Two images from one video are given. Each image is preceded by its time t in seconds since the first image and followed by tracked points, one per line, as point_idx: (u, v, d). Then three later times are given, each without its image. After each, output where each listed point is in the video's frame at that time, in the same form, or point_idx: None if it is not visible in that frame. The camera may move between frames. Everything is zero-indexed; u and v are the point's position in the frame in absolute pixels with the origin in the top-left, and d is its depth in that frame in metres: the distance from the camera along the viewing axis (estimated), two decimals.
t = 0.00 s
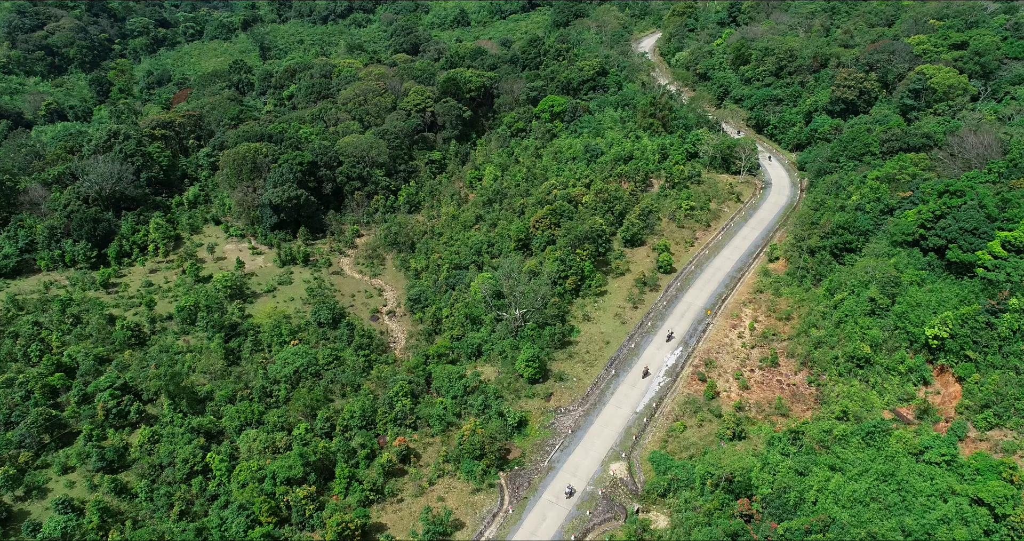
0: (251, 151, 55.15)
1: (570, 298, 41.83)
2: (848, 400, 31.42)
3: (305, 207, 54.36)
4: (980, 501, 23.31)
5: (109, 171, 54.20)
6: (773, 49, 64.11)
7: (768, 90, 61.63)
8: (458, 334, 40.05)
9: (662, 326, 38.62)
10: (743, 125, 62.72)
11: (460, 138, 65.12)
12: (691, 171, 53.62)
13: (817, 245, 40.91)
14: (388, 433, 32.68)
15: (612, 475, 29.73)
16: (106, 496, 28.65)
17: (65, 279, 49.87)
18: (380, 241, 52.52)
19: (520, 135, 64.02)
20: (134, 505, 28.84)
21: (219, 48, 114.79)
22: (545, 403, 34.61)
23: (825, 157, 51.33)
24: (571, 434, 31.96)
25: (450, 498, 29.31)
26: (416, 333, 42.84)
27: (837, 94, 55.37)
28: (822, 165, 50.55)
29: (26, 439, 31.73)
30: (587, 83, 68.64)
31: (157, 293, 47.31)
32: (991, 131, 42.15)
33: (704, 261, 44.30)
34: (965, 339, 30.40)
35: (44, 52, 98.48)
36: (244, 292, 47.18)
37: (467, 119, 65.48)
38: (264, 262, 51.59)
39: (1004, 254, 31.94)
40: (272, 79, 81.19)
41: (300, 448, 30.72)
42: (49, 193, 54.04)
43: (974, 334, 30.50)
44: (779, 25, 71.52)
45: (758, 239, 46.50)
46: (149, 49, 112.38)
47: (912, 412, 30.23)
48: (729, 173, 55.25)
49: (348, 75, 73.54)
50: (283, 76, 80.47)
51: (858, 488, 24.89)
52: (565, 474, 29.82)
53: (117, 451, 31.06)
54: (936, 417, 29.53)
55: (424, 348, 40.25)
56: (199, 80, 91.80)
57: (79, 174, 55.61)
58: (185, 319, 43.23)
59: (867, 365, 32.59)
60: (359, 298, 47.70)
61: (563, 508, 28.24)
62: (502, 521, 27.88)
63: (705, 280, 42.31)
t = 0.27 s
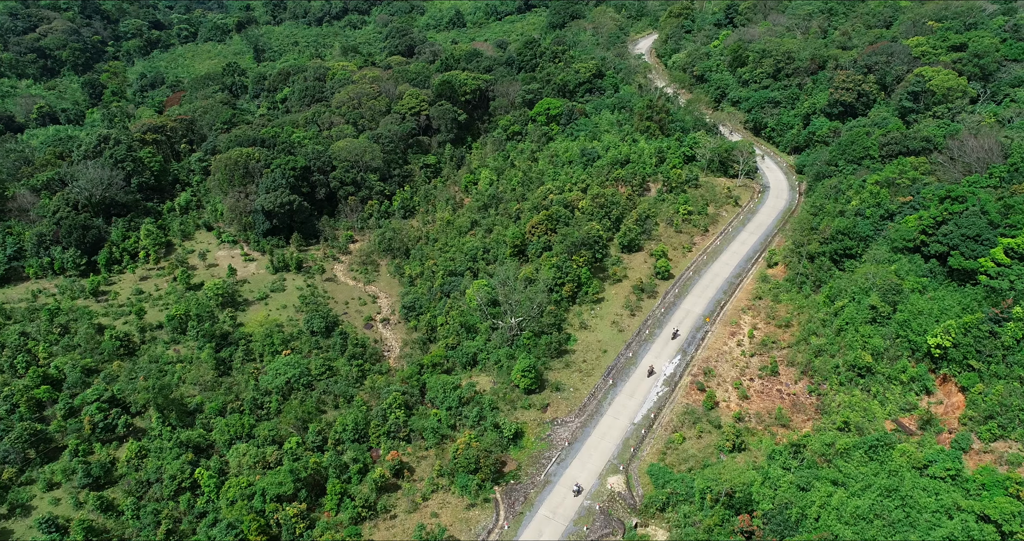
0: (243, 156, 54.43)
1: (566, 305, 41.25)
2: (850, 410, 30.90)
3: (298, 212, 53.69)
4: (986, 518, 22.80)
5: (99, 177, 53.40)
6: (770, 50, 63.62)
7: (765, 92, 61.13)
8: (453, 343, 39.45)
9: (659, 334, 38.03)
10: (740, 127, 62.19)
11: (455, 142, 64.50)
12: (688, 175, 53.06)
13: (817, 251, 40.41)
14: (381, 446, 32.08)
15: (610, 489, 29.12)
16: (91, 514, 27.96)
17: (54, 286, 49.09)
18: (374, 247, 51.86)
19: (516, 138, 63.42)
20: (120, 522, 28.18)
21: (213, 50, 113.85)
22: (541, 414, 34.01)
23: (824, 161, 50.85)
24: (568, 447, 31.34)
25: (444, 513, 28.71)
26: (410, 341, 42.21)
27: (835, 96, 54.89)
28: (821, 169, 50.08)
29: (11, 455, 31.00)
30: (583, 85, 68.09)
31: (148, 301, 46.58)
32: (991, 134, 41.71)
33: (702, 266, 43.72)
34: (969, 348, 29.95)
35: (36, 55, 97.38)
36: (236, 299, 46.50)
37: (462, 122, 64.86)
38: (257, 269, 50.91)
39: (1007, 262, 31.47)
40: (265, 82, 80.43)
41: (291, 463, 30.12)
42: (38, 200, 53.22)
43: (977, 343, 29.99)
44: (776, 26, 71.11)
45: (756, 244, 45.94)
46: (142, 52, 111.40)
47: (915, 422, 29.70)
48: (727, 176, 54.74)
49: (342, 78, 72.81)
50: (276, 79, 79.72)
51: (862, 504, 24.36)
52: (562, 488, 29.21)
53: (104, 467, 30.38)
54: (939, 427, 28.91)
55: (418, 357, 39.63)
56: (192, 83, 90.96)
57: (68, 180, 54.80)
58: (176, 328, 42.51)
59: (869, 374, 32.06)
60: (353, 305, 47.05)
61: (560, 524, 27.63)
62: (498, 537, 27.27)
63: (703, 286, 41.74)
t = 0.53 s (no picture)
0: (233, 162, 53.56)
1: (561, 315, 40.53)
2: (851, 423, 30.26)
3: (289, 219, 52.85)
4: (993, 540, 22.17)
5: (86, 184, 52.46)
6: (767, 53, 63.05)
7: (762, 95, 60.54)
8: (447, 354, 38.69)
9: (656, 343, 37.32)
10: (737, 131, 61.58)
11: (449, 146, 63.74)
12: (685, 179, 52.38)
13: (816, 258, 39.81)
14: (372, 463, 31.37)
15: (607, 506, 28.40)
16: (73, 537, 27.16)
17: (39, 296, 48.16)
18: (366, 254, 51.04)
19: (510, 142, 62.67)
20: None
21: (206, 52, 112.77)
22: (536, 428, 33.28)
23: (821, 165, 50.28)
24: (564, 462, 30.61)
25: (437, 533, 27.99)
26: (403, 351, 41.43)
27: (833, 99, 54.31)
28: (819, 173, 49.50)
29: None
30: (579, 88, 67.43)
31: (135, 311, 45.69)
32: (991, 138, 41.12)
33: (699, 273, 43.03)
34: (972, 359, 29.24)
35: (26, 58, 96.13)
36: (225, 309, 45.65)
37: (456, 126, 64.09)
38: (247, 277, 50.06)
39: (1010, 271, 30.89)
40: (257, 86, 79.49)
41: (279, 482, 29.33)
42: (24, 208, 52.23)
43: (980, 354, 29.36)
44: (772, 28, 70.60)
45: (754, 249, 45.29)
46: (134, 55, 110.18)
47: (917, 435, 29.06)
48: (724, 181, 54.11)
49: (334, 81, 71.95)
50: (268, 82, 78.81)
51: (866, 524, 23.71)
52: (558, 505, 28.49)
53: (87, 486, 29.54)
54: (942, 441, 28.30)
55: (411, 369, 38.85)
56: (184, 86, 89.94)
57: (55, 187, 53.83)
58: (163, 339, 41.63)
59: (870, 385, 31.42)
60: (345, 314, 46.24)
61: None
62: None
63: (701, 294, 41.05)
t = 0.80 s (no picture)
0: (224, 168, 52.79)
1: (557, 323, 39.92)
2: (852, 434, 29.70)
3: (281, 226, 52.12)
4: None
5: (74, 190, 51.63)
6: (764, 55, 62.58)
7: (759, 97, 60.04)
8: (441, 364, 38.07)
9: (654, 352, 36.70)
10: (734, 133, 61.06)
11: (444, 150, 63.08)
12: (682, 184, 51.82)
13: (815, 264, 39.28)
14: (364, 478, 30.80)
15: (604, 521, 27.77)
16: None
17: (27, 305, 47.34)
18: (360, 261, 50.38)
19: (505, 145, 62.03)
20: None
21: (200, 54, 111.84)
22: (532, 441, 32.65)
23: (820, 169, 49.77)
24: (560, 476, 29.96)
25: None
26: (397, 360, 40.75)
27: (831, 102, 53.83)
28: (817, 177, 48.98)
29: None
30: (575, 91, 66.85)
31: (124, 320, 44.92)
32: (991, 142, 40.64)
33: (697, 279, 42.42)
34: (975, 370, 28.66)
35: (18, 60, 95.02)
36: (216, 318, 44.92)
37: (450, 130, 63.44)
38: (239, 285, 49.35)
39: (1013, 279, 30.38)
40: (250, 89, 78.70)
41: (268, 499, 28.66)
42: (11, 214, 51.37)
43: (984, 365, 28.79)
44: (769, 30, 70.17)
45: (752, 255, 44.70)
46: (127, 57, 109.17)
47: (920, 447, 28.49)
48: (721, 184, 53.58)
49: (328, 85, 71.22)
50: (261, 85, 78.03)
51: None
52: (554, 521, 27.86)
53: (71, 504, 28.81)
54: (945, 453, 27.73)
55: (405, 379, 38.19)
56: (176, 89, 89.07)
57: (43, 193, 52.97)
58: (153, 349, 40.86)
59: (871, 396, 30.86)
60: (338, 323, 45.56)
61: None
62: None
63: (698, 301, 40.44)
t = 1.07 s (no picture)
0: (212, 175, 51.86)
1: (552, 333, 39.18)
2: (854, 448, 29.03)
3: (272, 233, 51.25)
4: None
5: (59, 198, 50.57)
6: (760, 57, 61.98)
7: (755, 100, 59.42)
8: (434, 376, 37.29)
9: (651, 363, 35.96)
10: (730, 137, 60.43)
11: (437, 155, 62.28)
12: (678, 189, 51.14)
13: (814, 272, 38.65)
14: (354, 497, 30.04)
15: None
16: None
17: (11, 316, 46.30)
18: (351, 269, 49.56)
19: (499, 149, 61.27)
20: None
21: (191, 57, 110.68)
22: (526, 456, 31.89)
23: (817, 174, 49.17)
24: (556, 493, 29.21)
25: None
26: (389, 372, 39.95)
27: (828, 105, 53.27)
28: (815, 182, 48.38)
29: None
30: (569, 94, 66.14)
31: (110, 332, 43.96)
32: (991, 146, 40.09)
33: (694, 287, 41.71)
34: (979, 382, 28.00)
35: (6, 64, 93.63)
36: (205, 328, 44.04)
37: (444, 134, 62.65)
38: (228, 294, 48.46)
39: (1016, 289, 29.80)
40: (241, 92, 77.70)
41: (255, 521, 27.83)
42: None
43: (988, 377, 28.16)
44: (764, 32, 69.62)
45: (749, 261, 44.02)
46: (117, 60, 107.84)
47: (923, 461, 27.83)
48: (718, 189, 52.94)
49: (319, 89, 70.32)
50: (251, 89, 77.03)
51: None
52: None
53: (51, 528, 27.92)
54: (949, 467, 27.07)
55: (397, 392, 37.40)
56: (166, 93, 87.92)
57: (27, 201, 51.88)
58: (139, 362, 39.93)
59: (873, 408, 30.20)
60: (329, 333, 44.72)
61: None
62: None
63: (695, 310, 39.73)
